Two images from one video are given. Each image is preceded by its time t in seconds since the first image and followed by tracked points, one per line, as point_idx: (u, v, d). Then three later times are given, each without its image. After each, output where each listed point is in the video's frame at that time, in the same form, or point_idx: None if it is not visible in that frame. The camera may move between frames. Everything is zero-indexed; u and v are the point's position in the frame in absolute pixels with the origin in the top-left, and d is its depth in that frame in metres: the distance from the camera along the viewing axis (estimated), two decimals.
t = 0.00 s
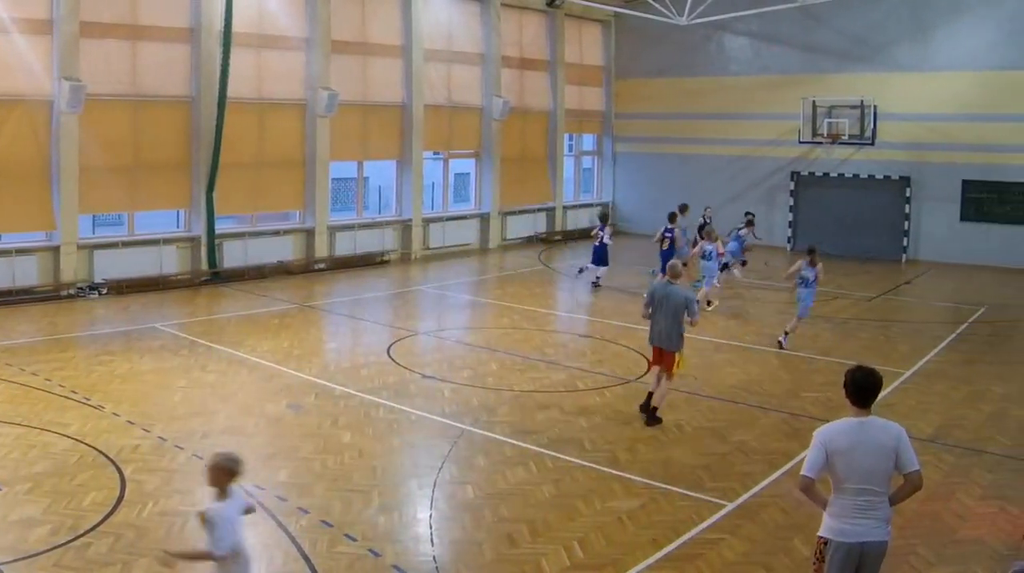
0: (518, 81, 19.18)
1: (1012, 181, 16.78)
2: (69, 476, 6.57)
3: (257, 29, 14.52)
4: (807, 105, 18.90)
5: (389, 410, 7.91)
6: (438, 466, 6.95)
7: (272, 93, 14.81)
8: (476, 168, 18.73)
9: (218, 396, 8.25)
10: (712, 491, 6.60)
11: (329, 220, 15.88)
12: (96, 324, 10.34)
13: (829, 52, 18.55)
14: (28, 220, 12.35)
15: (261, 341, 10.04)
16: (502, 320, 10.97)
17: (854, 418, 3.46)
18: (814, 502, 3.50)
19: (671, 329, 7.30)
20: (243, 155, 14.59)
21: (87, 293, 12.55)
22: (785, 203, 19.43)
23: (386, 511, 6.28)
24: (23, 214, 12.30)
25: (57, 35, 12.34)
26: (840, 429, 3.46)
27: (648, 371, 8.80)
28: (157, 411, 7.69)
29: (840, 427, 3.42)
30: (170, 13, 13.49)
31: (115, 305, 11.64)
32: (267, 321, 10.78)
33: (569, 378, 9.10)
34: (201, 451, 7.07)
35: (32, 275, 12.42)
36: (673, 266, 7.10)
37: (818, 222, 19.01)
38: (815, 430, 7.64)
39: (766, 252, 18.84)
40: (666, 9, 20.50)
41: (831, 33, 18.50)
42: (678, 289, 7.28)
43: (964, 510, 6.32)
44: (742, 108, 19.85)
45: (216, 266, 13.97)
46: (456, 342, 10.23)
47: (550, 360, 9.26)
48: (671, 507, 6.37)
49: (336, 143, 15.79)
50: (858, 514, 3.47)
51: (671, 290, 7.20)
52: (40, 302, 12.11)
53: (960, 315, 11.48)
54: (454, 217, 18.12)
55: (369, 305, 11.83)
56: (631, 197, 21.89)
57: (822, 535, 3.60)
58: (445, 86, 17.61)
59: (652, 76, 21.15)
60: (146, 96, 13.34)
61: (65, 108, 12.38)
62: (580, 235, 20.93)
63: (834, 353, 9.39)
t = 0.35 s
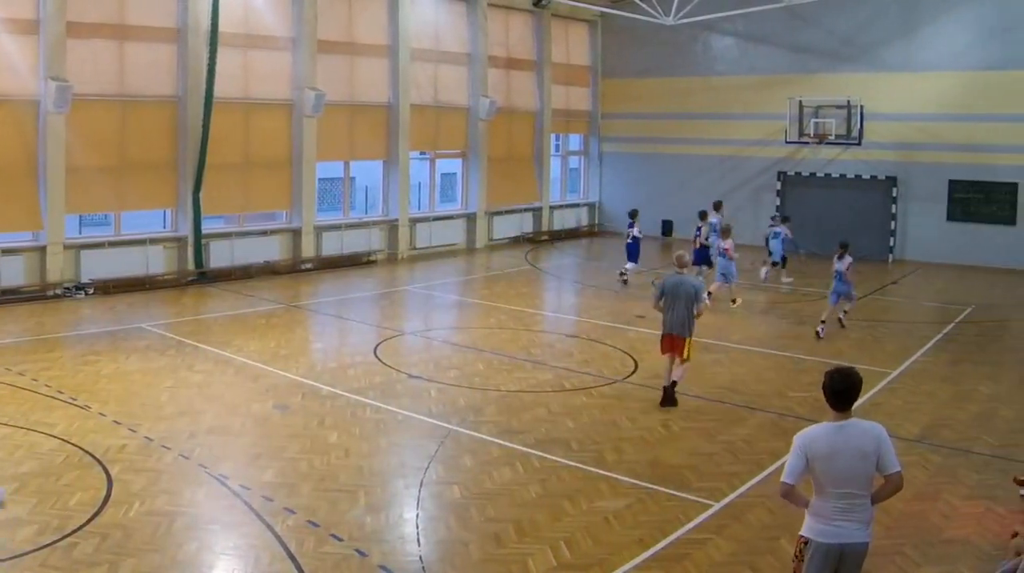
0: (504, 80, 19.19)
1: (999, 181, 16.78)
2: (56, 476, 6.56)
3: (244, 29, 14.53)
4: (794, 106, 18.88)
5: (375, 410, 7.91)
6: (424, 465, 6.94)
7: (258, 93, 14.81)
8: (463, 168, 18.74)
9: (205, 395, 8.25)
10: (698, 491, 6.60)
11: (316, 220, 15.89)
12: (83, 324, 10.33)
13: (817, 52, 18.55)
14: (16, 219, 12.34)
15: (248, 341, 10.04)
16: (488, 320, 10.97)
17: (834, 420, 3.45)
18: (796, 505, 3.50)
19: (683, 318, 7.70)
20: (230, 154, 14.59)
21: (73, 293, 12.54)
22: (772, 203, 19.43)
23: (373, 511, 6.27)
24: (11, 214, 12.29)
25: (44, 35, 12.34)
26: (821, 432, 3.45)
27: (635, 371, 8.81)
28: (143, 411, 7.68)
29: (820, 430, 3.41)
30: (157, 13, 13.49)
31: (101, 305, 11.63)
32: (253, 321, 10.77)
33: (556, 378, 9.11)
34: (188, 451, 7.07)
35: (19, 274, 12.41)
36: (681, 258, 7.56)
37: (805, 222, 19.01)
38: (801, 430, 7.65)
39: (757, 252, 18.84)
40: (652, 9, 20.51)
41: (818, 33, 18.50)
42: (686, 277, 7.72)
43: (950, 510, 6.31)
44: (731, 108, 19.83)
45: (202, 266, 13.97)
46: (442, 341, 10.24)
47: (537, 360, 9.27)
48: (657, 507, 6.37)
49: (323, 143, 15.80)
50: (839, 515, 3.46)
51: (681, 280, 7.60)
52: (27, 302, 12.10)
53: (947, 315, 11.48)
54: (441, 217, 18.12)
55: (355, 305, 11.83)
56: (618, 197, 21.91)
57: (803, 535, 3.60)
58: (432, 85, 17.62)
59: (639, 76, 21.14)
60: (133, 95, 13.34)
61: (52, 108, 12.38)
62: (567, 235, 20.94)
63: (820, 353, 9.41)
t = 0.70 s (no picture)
0: (492, 80, 19.19)
1: (987, 181, 16.79)
2: (44, 475, 6.56)
3: (232, 29, 14.53)
4: (782, 106, 18.88)
5: (362, 410, 7.92)
6: (412, 465, 6.94)
7: (247, 92, 14.82)
8: (450, 168, 18.74)
9: (194, 395, 8.25)
10: (687, 491, 6.60)
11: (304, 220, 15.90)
12: (71, 324, 10.33)
13: (806, 52, 18.55)
14: (4, 219, 12.35)
15: (235, 341, 10.05)
16: (475, 320, 10.97)
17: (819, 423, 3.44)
18: (783, 509, 3.49)
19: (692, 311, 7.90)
20: (219, 155, 14.59)
21: (61, 292, 12.53)
22: (761, 203, 19.43)
23: (361, 511, 6.27)
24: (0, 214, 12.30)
25: (32, 35, 12.34)
26: (807, 437, 3.43)
27: (623, 371, 8.82)
28: (131, 411, 7.69)
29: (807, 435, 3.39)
30: (145, 13, 13.49)
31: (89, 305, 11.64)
32: (240, 321, 10.77)
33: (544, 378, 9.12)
34: (176, 451, 7.07)
35: (8, 274, 12.41)
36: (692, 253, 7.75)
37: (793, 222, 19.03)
38: (789, 430, 7.65)
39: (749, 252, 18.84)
40: (640, 9, 20.50)
41: (807, 33, 18.50)
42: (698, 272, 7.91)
43: (938, 510, 6.29)
44: (720, 108, 19.80)
45: (189, 266, 13.97)
46: (429, 341, 10.25)
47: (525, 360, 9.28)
48: (645, 507, 6.37)
49: (311, 143, 15.81)
50: (825, 517, 3.48)
51: (690, 275, 7.78)
52: (15, 301, 12.09)
53: (935, 315, 11.49)
54: (429, 217, 18.13)
55: (342, 305, 11.83)
56: (607, 197, 21.91)
57: (788, 535, 3.61)
58: (419, 85, 17.63)
59: (628, 75, 21.13)
60: (121, 96, 13.35)
61: (39, 108, 12.38)
62: (555, 235, 20.94)
63: (808, 353, 9.41)
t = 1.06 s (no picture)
0: (479, 80, 19.20)
1: (973, 181, 16.80)
2: (30, 475, 6.55)
3: (218, 30, 14.53)
4: (768, 105, 18.92)
5: (349, 410, 7.92)
6: (399, 465, 6.95)
7: (233, 93, 14.82)
8: (437, 168, 18.75)
9: (180, 395, 8.25)
10: (674, 491, 6.59)
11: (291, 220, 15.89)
12: (58, 324, 10.33)
13: (793, 52, 18.55)
14: None
15: (222, 341, 10.06)
16: (462, 320, 10.98)
17: (804, 422, 3.45)
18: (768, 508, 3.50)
19: (695, 302, 8.20)
20: (206, 154, 14.60)
21: (48, 292, 12.52)
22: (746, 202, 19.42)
23: (348, 511, 6.26)
24: None
25: (19, 35, 12.35)
26: (791, 436, 3.44)
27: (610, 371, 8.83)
28: (117, 411, 7.69)
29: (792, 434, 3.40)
30: (132, 13, 13.50)
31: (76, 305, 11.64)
32: (226, 321, 10.77)
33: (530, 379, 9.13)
34: (162, 451, 7.06)
35: None
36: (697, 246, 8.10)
37: (779, 222, 19.07)
38: (776, 430, 7.66)
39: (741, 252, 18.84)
40: (627, 9, 20.50)
41: (795, 32, 18.50)
42: (698, 265, 8.24)
43: (925, 510, 6.29)
44: (709, 108, 19.77)
45: (175, 267, 13.98)
46: (416, 342, 10.26)
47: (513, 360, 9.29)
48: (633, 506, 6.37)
49: (298, 143, 15.83)
50: (810, 516, 3.48)
51: (696, 267, 8.11)
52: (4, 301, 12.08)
53: (922, 315, 11.50)
54: (416, 217, 18.13)
55: (328, 305, 11.84)
56: (593, 197, 21.91)
57: (773, 535, 3.62)
58: (406, 85, 17.64)
59: (616, 75, 21.12)
60: (108, 95, 13.35)
61: (25, 107, 12.38)
62: (542, 235, 20.94)
63: (795, 353, 9.43)
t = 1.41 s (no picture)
0: (466, 80, 19.20)
1: (961, 180, 16.82)
2: (18, 475, 6.55)
3: (206, 30, 14.52)
4: (756, 105, 18.95)
5: (337, 410, 7.92)
6: (387, 465, 6.95)
7: (221, 92, 14.82)
8: (425, 168, 18.75)
9: (168, 395, 8.24)
10: (662, 491, 6.59)
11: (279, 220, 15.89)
12: (46, 324, 10.32)
13: (780, 53, 18.55)
14: None
15: (210, 341, 10.06)
16: (449, 320, 10.98)
17: (796, 421, 3.48)
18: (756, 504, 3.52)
19: (699, 295, 8.46)
20: (194, 154, 14.60)
21: (36, 292, 12.51)
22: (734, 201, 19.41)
23: (335, 511, 6.26)
24: None
25: (6, 36, 12.34)
26: (781, 432, 3.47)
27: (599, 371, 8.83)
28: (105, 411, 7.68)
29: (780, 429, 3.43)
30: (120, 13, 13.50)
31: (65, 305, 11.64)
32: (213, 321, 10.77)
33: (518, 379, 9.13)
34: (151, 451, 7.06)
35: None
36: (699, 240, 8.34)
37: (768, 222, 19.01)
38: (764, 429, 7.66)
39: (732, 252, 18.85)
40: (615, 9, 20.50)
41: (783, 32, 18.50)
42: (703, 259, 8.47)
43: (913, 510, 6.28)
44: (698, 109, 19.75)
45: (163, 268, 13.97)
46: (404, 341, 10.27)
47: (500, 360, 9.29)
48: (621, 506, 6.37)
49: (286, 143, 15.85)
50: (797, 516, 3.49)
51: (695, 261, 8.37)
52: None
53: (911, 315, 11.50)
54: (404, 217, 18.13)
55: (316, 305, 11.84)
56: (582, 197, 21.91)
57: (763, 536, 3.63)
58: (394, 85, 17.65)
59: (605, 75, 21.11)
60: (97, 95, 13.36)
61: (13, 108, 12.38)
62: (530, 235, 20.92)
63: (784, 353, 9.43)
